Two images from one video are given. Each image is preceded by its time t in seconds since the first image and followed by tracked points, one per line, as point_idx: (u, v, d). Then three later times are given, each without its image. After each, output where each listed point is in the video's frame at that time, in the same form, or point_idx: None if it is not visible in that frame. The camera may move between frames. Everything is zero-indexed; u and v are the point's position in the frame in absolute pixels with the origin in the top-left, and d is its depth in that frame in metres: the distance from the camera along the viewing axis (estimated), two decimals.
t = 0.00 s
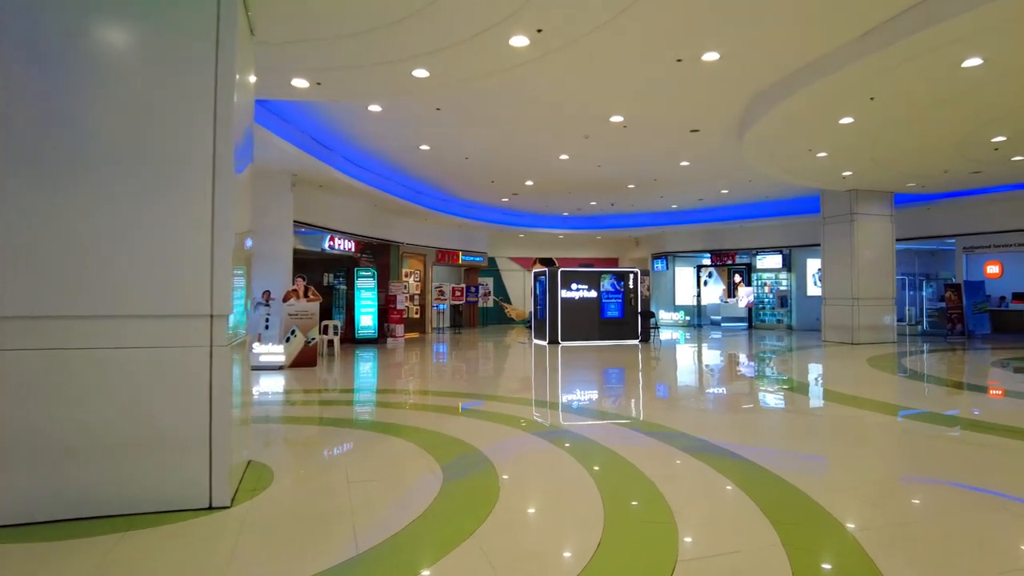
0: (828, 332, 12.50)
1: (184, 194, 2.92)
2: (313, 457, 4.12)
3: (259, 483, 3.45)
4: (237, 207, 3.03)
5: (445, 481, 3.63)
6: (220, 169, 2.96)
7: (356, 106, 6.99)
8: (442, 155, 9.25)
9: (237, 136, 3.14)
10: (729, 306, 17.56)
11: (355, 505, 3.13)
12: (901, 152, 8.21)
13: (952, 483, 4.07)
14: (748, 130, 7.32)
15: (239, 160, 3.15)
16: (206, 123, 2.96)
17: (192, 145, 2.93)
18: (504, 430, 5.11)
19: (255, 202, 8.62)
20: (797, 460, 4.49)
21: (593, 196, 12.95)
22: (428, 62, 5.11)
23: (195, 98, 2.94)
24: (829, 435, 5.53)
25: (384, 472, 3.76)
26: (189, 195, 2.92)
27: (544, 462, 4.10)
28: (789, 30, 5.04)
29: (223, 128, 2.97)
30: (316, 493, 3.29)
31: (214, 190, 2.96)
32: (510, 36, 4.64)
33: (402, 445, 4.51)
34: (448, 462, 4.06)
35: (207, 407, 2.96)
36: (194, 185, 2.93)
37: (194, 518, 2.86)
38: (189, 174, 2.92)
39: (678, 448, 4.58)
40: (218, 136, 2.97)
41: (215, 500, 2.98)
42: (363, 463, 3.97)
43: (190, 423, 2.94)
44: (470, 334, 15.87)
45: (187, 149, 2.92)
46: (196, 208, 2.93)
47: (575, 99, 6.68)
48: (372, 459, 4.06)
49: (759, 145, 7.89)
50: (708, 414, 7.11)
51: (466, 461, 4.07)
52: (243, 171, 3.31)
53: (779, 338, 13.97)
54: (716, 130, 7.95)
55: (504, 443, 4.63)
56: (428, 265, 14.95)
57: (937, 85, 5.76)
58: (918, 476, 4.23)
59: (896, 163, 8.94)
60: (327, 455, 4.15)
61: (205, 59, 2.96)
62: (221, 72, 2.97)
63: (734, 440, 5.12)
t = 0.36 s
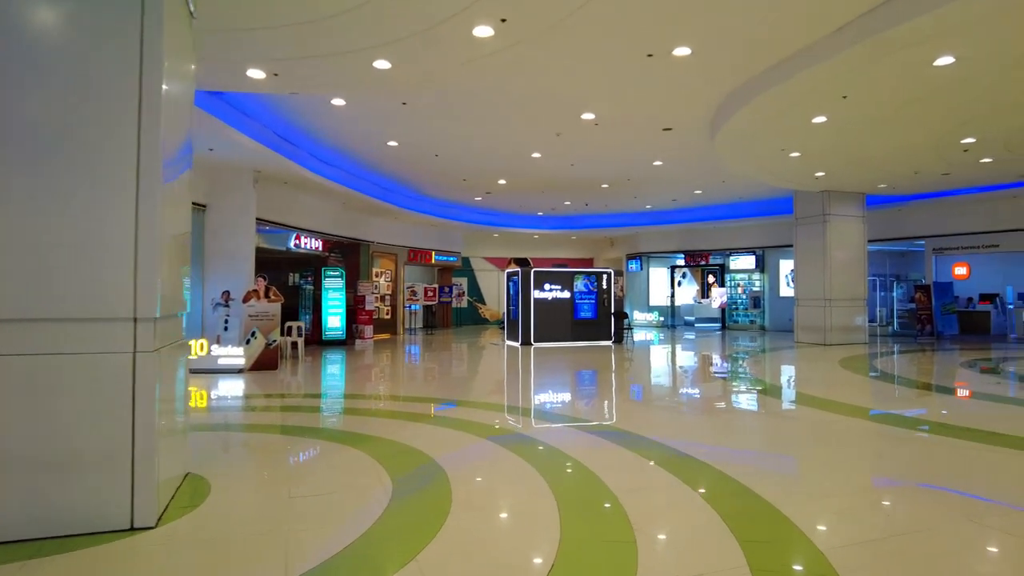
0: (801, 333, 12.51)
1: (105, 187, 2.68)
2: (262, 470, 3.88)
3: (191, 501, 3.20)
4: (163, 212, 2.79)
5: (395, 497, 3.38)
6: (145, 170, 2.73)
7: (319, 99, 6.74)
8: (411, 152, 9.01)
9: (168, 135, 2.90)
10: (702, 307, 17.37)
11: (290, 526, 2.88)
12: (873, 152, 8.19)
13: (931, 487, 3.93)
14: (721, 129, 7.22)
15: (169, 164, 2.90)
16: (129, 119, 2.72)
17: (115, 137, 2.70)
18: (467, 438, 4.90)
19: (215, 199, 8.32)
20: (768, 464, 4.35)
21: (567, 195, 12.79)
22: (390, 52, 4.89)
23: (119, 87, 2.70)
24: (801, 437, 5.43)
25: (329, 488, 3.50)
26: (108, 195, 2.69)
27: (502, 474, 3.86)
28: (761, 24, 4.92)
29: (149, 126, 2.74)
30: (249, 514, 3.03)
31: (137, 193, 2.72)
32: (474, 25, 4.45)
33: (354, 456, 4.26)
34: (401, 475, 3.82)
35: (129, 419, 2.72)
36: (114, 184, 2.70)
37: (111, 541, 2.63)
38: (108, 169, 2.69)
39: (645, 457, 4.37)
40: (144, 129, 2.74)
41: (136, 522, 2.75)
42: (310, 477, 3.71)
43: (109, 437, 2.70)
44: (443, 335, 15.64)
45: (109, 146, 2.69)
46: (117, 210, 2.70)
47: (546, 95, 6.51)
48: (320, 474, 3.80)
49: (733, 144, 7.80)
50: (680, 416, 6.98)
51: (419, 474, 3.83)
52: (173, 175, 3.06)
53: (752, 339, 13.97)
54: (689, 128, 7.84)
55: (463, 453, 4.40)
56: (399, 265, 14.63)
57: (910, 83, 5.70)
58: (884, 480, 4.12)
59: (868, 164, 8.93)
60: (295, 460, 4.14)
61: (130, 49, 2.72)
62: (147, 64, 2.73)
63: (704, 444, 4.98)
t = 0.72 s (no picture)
0: (777, 335, 12.46)
1: (8, 186, 2.50)
2: (202, 487, 3.63)
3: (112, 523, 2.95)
4: (75, 220, 2.61)
5: (349, 513, 3.22)
6: (52, 175, 2.55)
7: (280, 93, 6.49)
8: (380, 150, 8.77)
9: (84, 130, 2.72)
10: (679, 308, 17.38)
11: (208, 558, 2.62)
12: (846, 152, 8.14)
13: (906, 483, 4.05)
14: (694, 128, 7.10)
15: (87, 172, 2.73)
16: (35, 122, 2.54)
17: (20, 132, 2.52)
18: (427, 447, 4.67)
19: (175, 198, 7.96)
20: (738, 473, 4.19)
21: (542, 196, 12.62)
22: (348, 44, 4.68)
23: (24, 77, 2.52)
24: (773, 441, 5.29)
25: (265, 511, 3.22)
26: (13, 198, 2.50)
27: (460, 487, 3.68)
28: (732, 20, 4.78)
29: (58, 124, 2.56)
30: (166, 543, 2.76)
31: (44, 200, 2.54)
32: (435, 15, 4.25)
33: (301, 471, 4.00)
34: (348, 493, 3.54)
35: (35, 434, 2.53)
36: (19, 182, 2.51)
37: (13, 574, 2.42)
38: (13, 166, 2.51)
39: (612, 470, 4.12)
40: (52, 123, 2.56)
41: (41, 552, 2.54)
42: (247, 498, 3.43)
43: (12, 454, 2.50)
44: (418, 337, 15.39)
45: (13, 140, 2.51)
46: (23, 215, 2.51)
47: (515, 90, 6.33)
48: (259, 494, 3.51)
49: (707, 143, 7.68)
50: (654, 419, 6.84)
51: (368, 493, 3.55)
52: (95, 178, 2.88)
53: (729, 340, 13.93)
54: (663, 127, 7.71)
55: (419, 466, 4.13)
56: (373, 266, 14.37)
57: (883, 81, 5.61)
58: (872, 475, 4.22)
59: (842, 164, 8.89)
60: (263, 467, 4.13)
61: (36, 42, 2.54)
62: (55, 58, 2.55)
63: (674, 451, 4.83)
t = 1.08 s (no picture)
0: (768, 335, 12.34)
1: None
2: (161, 497, 3.44)
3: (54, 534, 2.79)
4: (8, 218, 2.46)
5: (336, 513, 3.19)
6: None
7: (258, 86, 6.30)
8: (363, 146, 8.59)
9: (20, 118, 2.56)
10: (669, 308, 17.28)
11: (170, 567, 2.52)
12: (837, 149, 8.02)
13: (899, 488, 3.89)
14: (683, 123, 6.96)
15: (23, 166, 2.56)
16: None
17: None
18: (402, 452, 4.48)
19: (152, 195, 7.75)
20: (726, 479, 4.03)
21: (531, 194, 12.46)
22: (322, 33, 4.50)
23: None
24: (764, 443, 5.14)
25: (218, 527, 2.97)
26: None
27: (447, 488, 3.64)
28: (720, 10, 4.63)
29: None
30: (105, 564, 2.54)
31: None
32: (410, 2, 4.08)
33: (267, 481, 3.78)
34: (314, 505, 3.33)
35: None
36: None
37: None
38: None
39: (594, 479, 3.85)
40: None
41: None
42: (209, 508, 3.26)
43: None
44: (406, 338, 15.20)
45: None
46: None
47: (500, 83, 6.18)
48: (223, 503, 3.34)
49: (696, 139, 7.55)
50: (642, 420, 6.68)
51: (344, 500, 3.40)
52: (36, 170, 2.71)
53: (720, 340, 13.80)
54: (651, 123, 7.57)
55: (392, 474, 3.91)
56: (359, 265, 14.17)
57: (875, 74, 5.48)
58: (860, 480, 4.06)
59: (832, 162, 8.78)
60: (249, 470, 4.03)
61: None
62: None
63: (659, 454, 4.67)
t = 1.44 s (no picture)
0: (759, 337, 12.20)
1: None
2: (107, 517, 3.24)
3: None
4: None
5: (326, 516, 3.20)
6: None
7: (234, 81, 6.12)
8: (346, 144, 8.41)
9: None
10: (661, 309, 17.15)
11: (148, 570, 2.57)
12: (829, 147, 7.88)
13: (881, 489, 3.97)
14: (672, 121, 6.81)
15: None
16: None
17: None
18: (375, 462, 4.29)
19: (128, 192, 7.53)
20: (712, 489, 3.87)
21: (521, 194, 12.29)
22: (293, 23, 4.32)
23: None
24: (752, 450, 4.98)
25: (158, 553, 2.76)
26: None
27: (435, 490, 3.66)
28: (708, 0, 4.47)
29: None
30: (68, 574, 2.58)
31: None
32: None
33: (221, 495, 3.60)
34: (272, 519, 3.17)
35: None
36: None
37: None
38: None
39: (569, 492, 3.64)
40: None
41: None
42: (154, 528, 3.08)
43: None
44: (394, 339, 14.99)
45: None
46: None
47: (484, 78, 6.00)
48: (170, 522, 3.16)
49: (685, 137, 7.39)
50: (631, 424, 6.50)
51: (322, 510, 3.30)
52: None
53: (711, 342, 13.66)
54: (640, 120, 7.42)
55: (368, 485, 3.76)
56: (347, 265, 13.95)
57: (867, 69, 5.34)
58: (845, 478, 4.19)
59: (824, 161, 8.65)
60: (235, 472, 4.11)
61: None
62: None
63: (644, 463, 4.50)
